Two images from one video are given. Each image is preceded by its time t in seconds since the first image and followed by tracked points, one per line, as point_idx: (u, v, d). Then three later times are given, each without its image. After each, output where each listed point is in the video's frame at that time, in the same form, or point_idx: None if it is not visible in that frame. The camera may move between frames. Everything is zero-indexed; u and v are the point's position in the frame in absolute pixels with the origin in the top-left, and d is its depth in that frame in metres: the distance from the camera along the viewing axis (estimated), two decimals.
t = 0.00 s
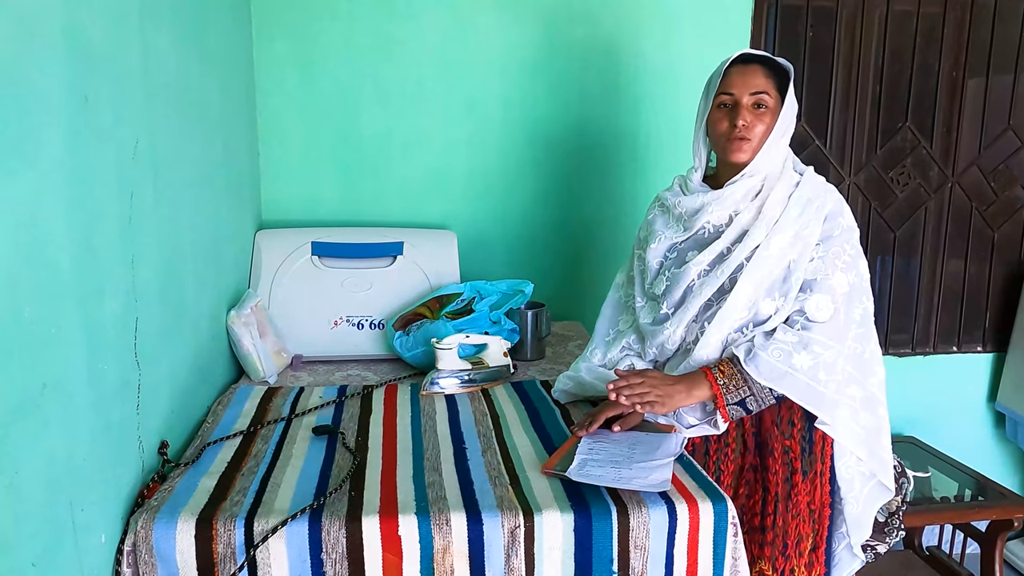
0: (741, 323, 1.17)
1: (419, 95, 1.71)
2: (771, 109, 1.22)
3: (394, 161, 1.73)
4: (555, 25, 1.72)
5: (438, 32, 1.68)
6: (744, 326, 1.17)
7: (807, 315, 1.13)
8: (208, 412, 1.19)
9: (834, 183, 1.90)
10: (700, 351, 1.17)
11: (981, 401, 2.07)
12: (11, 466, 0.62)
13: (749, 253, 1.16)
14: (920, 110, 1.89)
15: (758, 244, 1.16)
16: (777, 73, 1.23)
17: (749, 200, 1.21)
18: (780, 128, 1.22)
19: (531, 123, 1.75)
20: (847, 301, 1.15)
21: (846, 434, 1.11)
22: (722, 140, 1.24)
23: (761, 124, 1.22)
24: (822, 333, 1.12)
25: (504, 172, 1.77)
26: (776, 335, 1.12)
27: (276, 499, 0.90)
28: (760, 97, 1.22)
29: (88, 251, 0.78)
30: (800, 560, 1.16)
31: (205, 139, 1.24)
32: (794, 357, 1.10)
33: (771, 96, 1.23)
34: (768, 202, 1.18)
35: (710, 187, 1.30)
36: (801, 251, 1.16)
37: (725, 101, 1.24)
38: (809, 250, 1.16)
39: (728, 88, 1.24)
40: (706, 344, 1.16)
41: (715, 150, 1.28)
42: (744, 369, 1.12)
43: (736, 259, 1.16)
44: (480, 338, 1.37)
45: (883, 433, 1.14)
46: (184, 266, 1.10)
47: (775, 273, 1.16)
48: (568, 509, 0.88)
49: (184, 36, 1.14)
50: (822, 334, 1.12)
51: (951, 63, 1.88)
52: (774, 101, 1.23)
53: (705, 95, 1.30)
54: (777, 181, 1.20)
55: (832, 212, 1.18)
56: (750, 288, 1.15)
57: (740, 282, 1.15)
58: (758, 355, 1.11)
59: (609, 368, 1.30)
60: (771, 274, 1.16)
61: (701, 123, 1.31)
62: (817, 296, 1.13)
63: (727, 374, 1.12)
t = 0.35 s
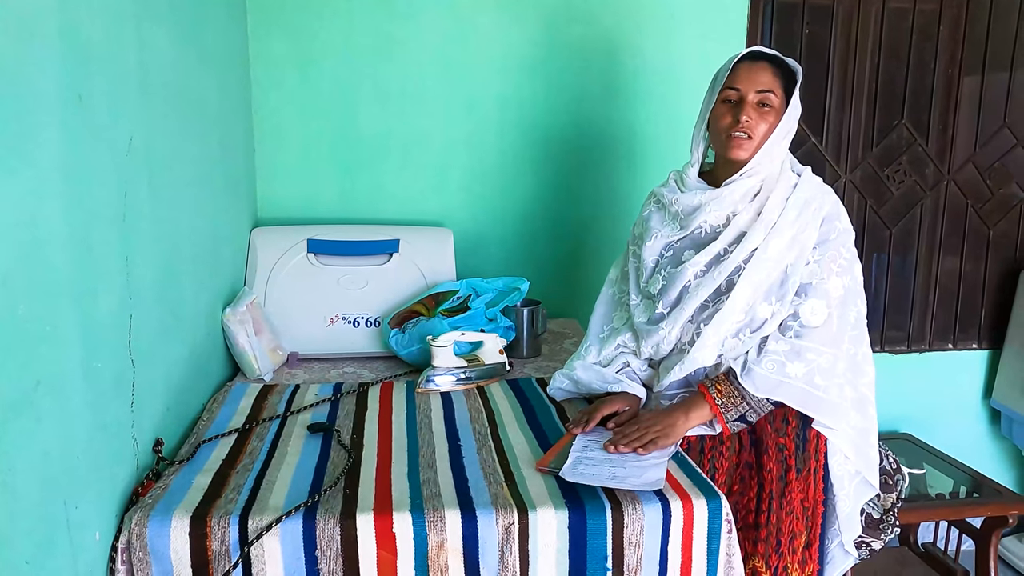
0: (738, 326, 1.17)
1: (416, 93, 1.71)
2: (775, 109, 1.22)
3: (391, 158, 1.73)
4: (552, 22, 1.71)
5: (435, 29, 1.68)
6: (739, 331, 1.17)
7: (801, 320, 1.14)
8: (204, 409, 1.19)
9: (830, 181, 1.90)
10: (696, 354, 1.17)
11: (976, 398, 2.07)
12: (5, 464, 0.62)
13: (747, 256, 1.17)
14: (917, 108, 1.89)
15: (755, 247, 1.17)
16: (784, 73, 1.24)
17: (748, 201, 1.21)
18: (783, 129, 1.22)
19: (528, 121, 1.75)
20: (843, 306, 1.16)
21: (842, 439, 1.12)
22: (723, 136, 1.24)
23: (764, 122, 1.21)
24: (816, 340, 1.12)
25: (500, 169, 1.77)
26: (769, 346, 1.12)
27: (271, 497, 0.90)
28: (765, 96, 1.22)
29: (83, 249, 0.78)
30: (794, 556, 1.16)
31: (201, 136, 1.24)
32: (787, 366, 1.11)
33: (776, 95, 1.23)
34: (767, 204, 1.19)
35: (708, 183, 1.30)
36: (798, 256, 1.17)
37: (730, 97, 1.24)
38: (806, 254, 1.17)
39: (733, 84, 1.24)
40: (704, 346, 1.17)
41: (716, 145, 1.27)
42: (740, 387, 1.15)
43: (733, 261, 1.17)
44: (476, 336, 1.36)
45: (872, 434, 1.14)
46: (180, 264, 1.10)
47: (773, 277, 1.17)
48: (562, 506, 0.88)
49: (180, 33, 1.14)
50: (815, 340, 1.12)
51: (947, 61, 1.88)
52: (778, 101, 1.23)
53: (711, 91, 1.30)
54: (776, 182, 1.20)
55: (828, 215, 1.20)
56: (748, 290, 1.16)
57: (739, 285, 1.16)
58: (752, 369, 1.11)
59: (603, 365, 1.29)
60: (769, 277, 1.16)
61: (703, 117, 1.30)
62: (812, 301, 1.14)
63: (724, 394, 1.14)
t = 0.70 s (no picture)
0: (739, 323, 1.17)
1: (413, 89, 1.70)
2: (777, 106, 1.22)
3: (388, 154, 1.73)
4: (549, 18, 1.71)
5: (432, 25, 1.68)
6: (740, 329, 1.17)
7: (802, 318, 1.14)
8: (200, 404, 1.19)
9: (828, 177, 1.90)
10: (697, 351, 1.17)
11: (974, 394, 2.08)
12: None
13: (747, 252, 1.17)
14: (915, 105, 1.89)
15: (756, 243, 1.17)
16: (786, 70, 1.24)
17: (748, 197, 1.20)
18: (785, 126, 1.22)
19: (526, 117, 1.75)
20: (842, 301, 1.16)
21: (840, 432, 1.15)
22: (724, 133, 1.24)
23: (766, 120, 1.21)
24: (817, 338, 1.12)
25: (498, 166, 1.77)
26: (771, 347, 1.13)
27: (267, 491, 0.90)
28: (767, 93, 1.22)
29: (77, 242, 0.78)
30: (793, 551, 1.16)
31: (197, 131, 1.24)
32: (791, 367, 1.11)
33: (778, 93, 1.23)
34: (767, 200, 1.18)
35: (707, 178, 1.30)
36: (797, 252, 1.17)
37: (732, 93, 1.24)
38: (805, 251, 1.17)
39: (735, 80, 1.23)
40: (704, 344, 1.17)
41: (716, 142, 1.27)
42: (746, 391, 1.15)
43: (734, 257, 1.17)
44: (473, 331, 1.37)
45: (869, 429, 1.16)
46: (176, 259, 1.10)
47: (773, 273, 1.17)
48: (559, 500, 0.88)
49: (175, 27, 1.14)
50: (817, 338, 1.13)
51: (945, 58, 1.88)
52: (780, 99, 1.23)
53: (710, 85, 1.29)
54: (775, 179, 1.20)
55: (827, 212, 1.20)
56: (748, 287, 1.16)
57: (739, 282, 1.16)
58: (757, 372, 1.12)
59: (601, 360, 1.29)
60: (769, 273, 1.16)
61: (702, 111, 1.29)
62: (812, 298, 1.14)
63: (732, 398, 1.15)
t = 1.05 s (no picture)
0: (739, 323, 1.17)
1: (411, 87, 1.70)
2: (772, 104, 1.22)
3: (386, 152, 1.72)
4: (547, 15, 1.71)
5: (430, 23, 1.68)
6: (741, 328, 1.17)
7: (813, 319, 1.13)
8: (197, 403, 1.19)
9: (827, 176, 1.89)
10: (696, 350, 1.17)
11: (973, 393, 2.07)
12: None
13: (745, 252, 1.17)
14: (914, 104, 1.89)
15: (755, 242, 1.17)
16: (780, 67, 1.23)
17: (744, 197, 1.20)
18: (779, 124, 1.22)
19: (524, 114, 1.75)
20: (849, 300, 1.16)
21: (840, 431, 1.14)
22: (718, 132, 1.23)
23: (761, 118, 1.21)
24: (828, 339, 1.13)
25: (496, 164, 1.76)
26: (784, 348, 1.13)
27: (263, 490, 0.90)
28: (761, 91, 1.22)
29: (72, 240, 0.78)
30: (790, 550, 1.16)
31: (193, 129, 1.24)
32: (803, 368, 1.12)
33: (772, 91, 1.22)
34: (765, 199, 1.18)
35: (702, 178, 1.29)
36: (796, 251, 1.17)
37: (726, 92, 1.23)
38: (805, 250, 1.17)
39: (729, 79, 1.23)
40: (704, 343, 1.17)
41: (711, 142, 1.27)
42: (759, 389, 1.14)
43: (733, 257, 1.17)
44: (471, 330, 1.37)
45: (868, 426, 1.16)
46: (172, 257, 1.10)
47: (772, 272, 1.17)
48: (555, 499, 0.88)
49: (171, 25, 1.13)
50: (828, 339, 1.13)
51: (944, 56, 1.87)
52: (774, 96, 1.22)
53: (704, 85, 1.29)
54: (772, 179, 1.20)
55: (826, 210, 1.20)
56: (747, 287, 1.16)
57: (738, 281, 1.16)
58: (770, 372, 1.12)
59: (599, 352, 1.28)
60: (769, 271, 1.17)
61: (696, 112, 1.29)
62: (822, 299, 1.14)
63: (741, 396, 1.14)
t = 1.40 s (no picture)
0: (747, 319, 1.17)
1: (413, 85, 1.70)
2: (758, 108, 1.19)
3: (388, 151, 1.72)
4: (549, 13, 1.71)
5: (432, 21, 1.68)
6: (748, 324, 1.17)
7: (836, 319, 1.15)
8: (201, 401, 1.19)
9: (830, 174, 1.89)
10: (702, 346, 1.17)
11: (976, 392, 2.07)
12: None
13: (752, 249, 1.17)
14: (917, 102, 1.89)
15: (761, 239, 1.16)
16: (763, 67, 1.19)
17: (749, 195, 1.20)
18: (773, 123, 1.20)
19: (527, 113, 1.75)
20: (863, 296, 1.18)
21: (846, 422, 1.16)
22: (710, 141, 1.23)
23: (748, 124, 1.19)
24: (851, 336, 1.14)
25: (498, 162, 1.76)
26: (812, 346, 1.13)
27: (267, 487, 0.90)
28: (745, 96, 1.18)
29: (75, 238, 0.78)
30: (794, 548, 1.17)
31: (195, 127, 1.24)
32: (829, 363, 1.13)
33: (758, 94, 1.19)
34: (771, 195, 1.18)
35: (706, 180, 1.28)
36: (803, 247, 1.17)
37: (710, 101, 1.22)
38: (812, 246, 1.17)
39: (712, 88, 1.21)
40: (710, 339, 1.16)
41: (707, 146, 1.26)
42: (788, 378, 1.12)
43: (739, 254, 1.16)
44: (474, 328, 1.36)
45: (875, 421, 1.17)
46: (175, 255, 1.10)
47: (779, 268, 1.17)
48: (559, 497, 0.88)
49: (174, 23, 1.13)
50: (851, 336, 1.14)
51: (947, 54, 1.87)
52: (761, 98, 1.19)
53: (695, 90, 1.27)
54: (777, 176, 1.19)
55: (830, 207, 1.20)
56: (754, 284, 1.16)
57: (745, 279, 1.16)
58: (799, 369, 1.12)
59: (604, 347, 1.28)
60: (776, 267, 1.17)
61: (692, 117, 1.29)
62: (843, 299, 1.15)
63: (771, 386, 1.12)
